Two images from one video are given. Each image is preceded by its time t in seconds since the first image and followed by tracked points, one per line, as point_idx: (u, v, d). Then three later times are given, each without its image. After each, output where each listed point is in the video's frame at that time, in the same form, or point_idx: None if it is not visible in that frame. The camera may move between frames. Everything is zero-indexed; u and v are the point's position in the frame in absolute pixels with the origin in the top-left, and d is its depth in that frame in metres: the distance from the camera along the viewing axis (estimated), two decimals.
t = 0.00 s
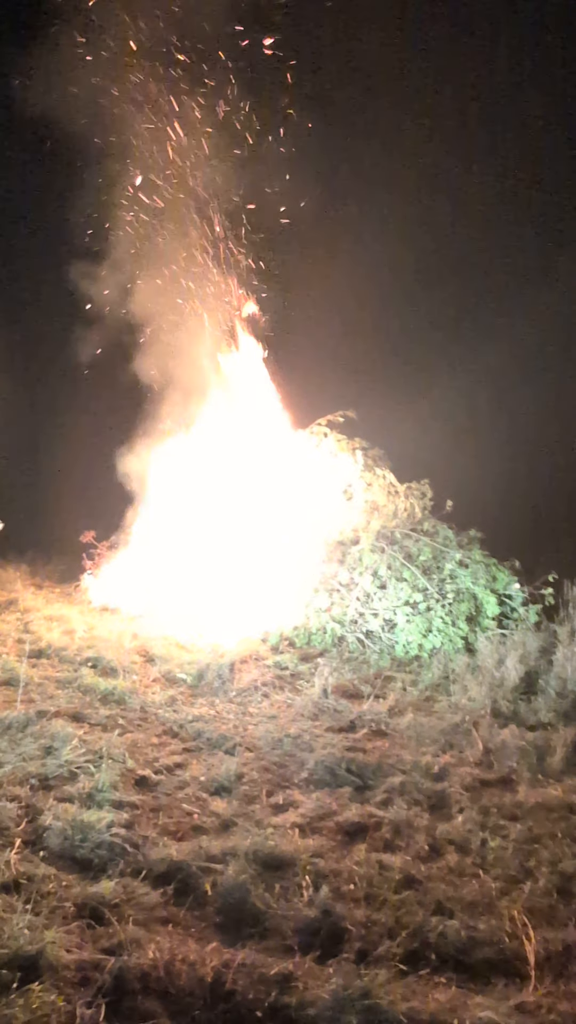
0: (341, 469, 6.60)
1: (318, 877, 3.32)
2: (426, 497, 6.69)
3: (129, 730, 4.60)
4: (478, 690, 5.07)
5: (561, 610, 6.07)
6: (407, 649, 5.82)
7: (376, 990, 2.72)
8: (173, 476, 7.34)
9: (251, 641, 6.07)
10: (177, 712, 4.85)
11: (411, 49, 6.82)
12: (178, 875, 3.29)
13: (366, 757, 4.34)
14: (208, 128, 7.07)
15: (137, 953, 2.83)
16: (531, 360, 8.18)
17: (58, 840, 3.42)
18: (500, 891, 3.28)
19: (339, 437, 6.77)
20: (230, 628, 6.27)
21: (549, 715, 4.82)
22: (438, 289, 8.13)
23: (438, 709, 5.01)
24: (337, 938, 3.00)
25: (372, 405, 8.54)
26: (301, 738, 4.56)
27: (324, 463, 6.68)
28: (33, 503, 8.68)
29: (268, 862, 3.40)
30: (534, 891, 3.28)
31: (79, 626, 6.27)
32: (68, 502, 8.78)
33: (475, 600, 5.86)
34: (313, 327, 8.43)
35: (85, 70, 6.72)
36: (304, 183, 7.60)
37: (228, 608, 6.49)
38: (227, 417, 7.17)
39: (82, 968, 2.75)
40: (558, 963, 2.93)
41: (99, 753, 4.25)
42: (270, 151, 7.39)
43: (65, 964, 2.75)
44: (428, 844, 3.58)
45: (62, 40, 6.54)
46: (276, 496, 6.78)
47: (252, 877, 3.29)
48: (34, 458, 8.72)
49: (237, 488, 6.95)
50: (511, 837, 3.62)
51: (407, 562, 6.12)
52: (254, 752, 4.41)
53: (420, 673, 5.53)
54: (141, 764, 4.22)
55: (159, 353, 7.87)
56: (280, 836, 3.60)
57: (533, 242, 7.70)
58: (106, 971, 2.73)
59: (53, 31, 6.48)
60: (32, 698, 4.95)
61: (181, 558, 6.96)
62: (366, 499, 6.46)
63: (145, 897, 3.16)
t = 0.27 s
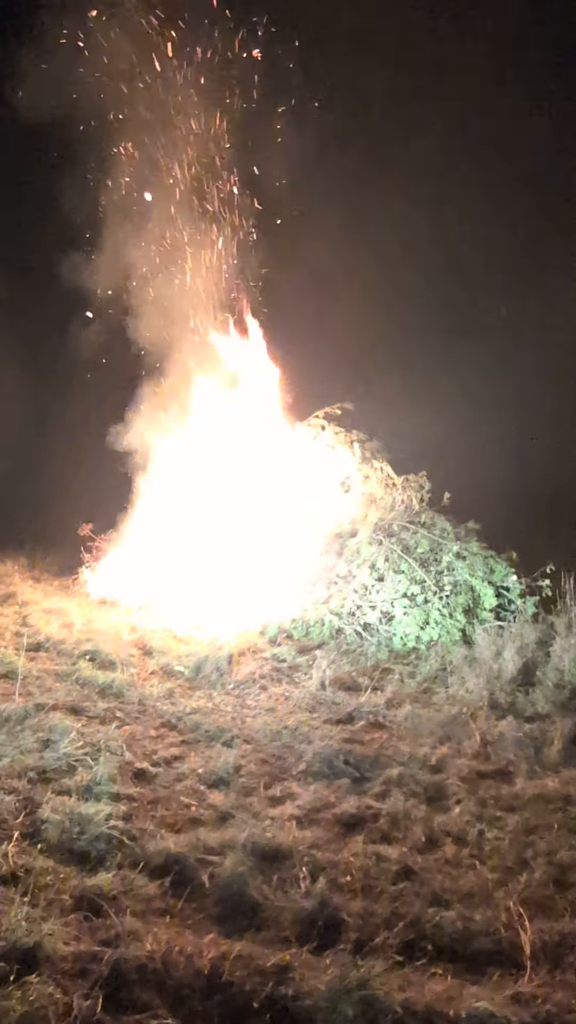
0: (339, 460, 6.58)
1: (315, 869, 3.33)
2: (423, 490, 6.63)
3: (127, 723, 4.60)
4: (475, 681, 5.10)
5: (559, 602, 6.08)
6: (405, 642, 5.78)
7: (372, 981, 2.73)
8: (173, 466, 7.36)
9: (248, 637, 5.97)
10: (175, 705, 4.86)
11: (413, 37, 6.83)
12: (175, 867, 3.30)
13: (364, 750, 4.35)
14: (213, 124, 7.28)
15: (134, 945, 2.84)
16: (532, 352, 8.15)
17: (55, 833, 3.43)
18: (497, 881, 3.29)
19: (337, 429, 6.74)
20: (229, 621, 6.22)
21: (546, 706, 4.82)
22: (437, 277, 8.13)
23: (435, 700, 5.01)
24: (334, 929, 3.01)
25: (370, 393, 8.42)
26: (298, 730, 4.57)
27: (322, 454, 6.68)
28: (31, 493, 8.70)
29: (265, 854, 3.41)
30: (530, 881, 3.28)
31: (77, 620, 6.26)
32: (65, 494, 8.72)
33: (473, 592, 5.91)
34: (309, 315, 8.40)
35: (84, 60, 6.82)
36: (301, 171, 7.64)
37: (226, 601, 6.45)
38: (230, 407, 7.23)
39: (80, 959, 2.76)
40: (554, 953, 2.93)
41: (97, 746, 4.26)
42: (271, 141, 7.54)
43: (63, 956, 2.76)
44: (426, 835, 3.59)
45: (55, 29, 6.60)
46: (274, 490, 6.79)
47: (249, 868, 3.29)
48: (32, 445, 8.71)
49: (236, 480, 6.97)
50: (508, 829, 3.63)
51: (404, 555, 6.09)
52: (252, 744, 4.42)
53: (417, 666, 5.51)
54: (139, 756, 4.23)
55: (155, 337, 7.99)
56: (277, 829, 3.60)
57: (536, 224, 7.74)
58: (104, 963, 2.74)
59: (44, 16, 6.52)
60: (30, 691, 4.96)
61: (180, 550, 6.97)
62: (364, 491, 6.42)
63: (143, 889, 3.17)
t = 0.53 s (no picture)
0: (336, 443, 6.55)
1: (313, 852, 3.35)
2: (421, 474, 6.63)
3: (125, 708, 4.62)
4: (473, 664, 5.11)
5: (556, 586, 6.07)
6: (403, 626, 5.83)
7: (370, 962, 2.74)
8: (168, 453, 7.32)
9: (247, 623, 6.02)
10: (173, 690, 4.87)
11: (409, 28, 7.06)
12: (174, 851, 3.31)
13: (362, 734, 4.37)
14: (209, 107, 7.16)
15: (133, 928, 2.86)
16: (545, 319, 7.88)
17: (54, 818, 3.44)
18: (494, 863, 3.31)
19: (333, 414, 6.64)
20: (228, 607, 6.27)
21: (544, 689, 4.83)
22: (448, 262, 8.13)
23: (433, 684, 5.03)
24: (332, 912, 3.03)
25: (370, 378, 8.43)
26: (296, 715, 4.59)
27: (318, 439, 6.63)
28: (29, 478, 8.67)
29: (263, 838, 3.42)
30: (528, 863, 3.30)
31: (75, 607, 6.26)
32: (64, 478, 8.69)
33: (470, 577, 5.87)
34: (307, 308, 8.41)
35: (74, 41, 6.84)
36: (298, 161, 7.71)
37: (225, 586, 6.49)
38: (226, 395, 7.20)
39: (79, 944, 2.77)
40: (550, 933, 2.95)
41: (96, 731, 4.27)
42: (272, 130, 7.50)
43: (62, 940, 2.77)
44: (423, 818, 3.61)
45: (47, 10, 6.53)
46: (272, 476, 6.80)
47: (247, 852, 3.31)
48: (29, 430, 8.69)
49: (234, 466, 6.98)
50: (505, 811, 3.64)
51: (402, 539, 6.08)
52: (250, 729, 4.43)
53: (415, 650, 5.54)
54: (138, 741, 4.24)
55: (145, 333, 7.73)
56: (275, 812, 3.62)
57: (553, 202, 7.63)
58: (103, 947, 2.75)
59: None
60: (29, 678, 4.96)
61: (177, 538, 6.95)
62: (360, 477, 6.42)
63: (142, 873, 3.18)
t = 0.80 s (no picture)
0: (336, 426, 6.56)
1: (316, 831, 3.38)
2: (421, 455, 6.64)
3: (128, 691, 4.64)
4: (474, 645, 5.11)
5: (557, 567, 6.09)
6: (404, 609, 5.82)
7: (372, 940, 2.77)
8: (167, 437, 7.24)
9: (247, 606, 6.03)
10: (176, 672, 4.89)
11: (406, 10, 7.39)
12: (177, 831, 3.34)
13: (363, 715, 4.39)
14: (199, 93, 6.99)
15: (137, 908, 2.88)
16: (543, 294, 8.03)
17: (58, 799, 3.46)
18: (495, 842, 3.34)
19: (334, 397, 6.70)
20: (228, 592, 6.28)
21: (544, 669, 4.86)
22: (448, 234, 8.23)
23: (434, 664, 5.06)
24: (335, 891, 3.05)
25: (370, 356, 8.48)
26: (298, 696, 4.61)
27: (318, 423, 6.64)
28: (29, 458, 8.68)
29: (266, 817, 3.45)
30: (529, 841, 3.33)
31: (76, 591, 6.26)
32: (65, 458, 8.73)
33: (471, 559, 5.88)
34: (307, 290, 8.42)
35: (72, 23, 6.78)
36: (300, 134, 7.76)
37: (225, 570, 6.49)
38: (223, 381, 7.03)
39: (84, 923, 2.79)
40: (551, 911, 2.98)
41: (98, 714, 4.29)
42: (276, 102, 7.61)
43: (67, 919, 2.79)
44: (424, 798, 3.63)
45: None
46: (271, 458, 6.79)
47: (251, 832, 3.33)
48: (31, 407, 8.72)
49: (232, 448, 6.92)
50: (506, 790, 3.67)
51: (403, 521, 6.10)
52: (252, 710, 4.45)
53: (416, 632, 5.55)
54: (141, 723, 4.27)
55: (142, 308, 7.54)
56: (277, 792, 3.65)
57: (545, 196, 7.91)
58: (107, 926, 2.77)
59: None
60: (31, 661, 4.98)
61: (176, 521, 6.91)
62: (361, 461, 6.43)
63: (146, 853, 3.21)
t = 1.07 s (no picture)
0: (339, 407, 6.62)
1: (320, 808, 3.41)
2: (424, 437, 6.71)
3: (132, 669, 4.67)
4: (476, 624, 5.15)
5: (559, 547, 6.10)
6: (406, 589, 5.84)
7: (378, 912, 2.80)
8: (170, 414, 7.20)
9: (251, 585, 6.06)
10: (180, 651, 4.91)
11: None
12: (183, 807, 3.37)
13: (366, 693, 4.42)
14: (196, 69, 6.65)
15: (145, 882, 2.91)
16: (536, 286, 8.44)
17: (65, 776, 3.49)
18: (498, 818, 3.37)
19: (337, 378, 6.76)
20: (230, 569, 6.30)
21: (547, 648, 4.88)
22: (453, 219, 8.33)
23: (437, 644, 5.09)
24: (340, 866, 3.09)
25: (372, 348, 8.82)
26: (302, 675, 4.63)
27: (321, 403, 6.68)
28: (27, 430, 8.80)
29: (271, 794, 3.48)
30: (532, 817, 3.35)
31: (80, 569, 6.31)
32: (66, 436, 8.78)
33: (474, 539, 5.89)
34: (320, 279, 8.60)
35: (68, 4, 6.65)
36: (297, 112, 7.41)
37: (230, 549, 6.52)
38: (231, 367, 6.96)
39: (92, 896, 2.82)
40: (554, 886, 3.01)
41: (103, 692, 4.31)
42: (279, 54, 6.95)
43: (75, 893, 2.82)
44: (428, 775, 3.66)
45: None
46: (275, 438, 6.80)
47: (256, 807, 3.36)
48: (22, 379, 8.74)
49: (237, 428, 6.92)
50: (509, 768, 3.69)
51: (406, 502, 6.09)
52: (256, 688, 4.47)
53: (419, 612, 5.56)
54: (145, 701, 4.29)
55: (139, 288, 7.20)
56: (282, 770, 3.67)
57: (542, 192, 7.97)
58: (116, 899, 2.81)
59: None
60: (36, 640, 5.00)
61: (181, 500, 6.95)
62: (364, 439, 6.49)
63: (152, 829, 3.24)
